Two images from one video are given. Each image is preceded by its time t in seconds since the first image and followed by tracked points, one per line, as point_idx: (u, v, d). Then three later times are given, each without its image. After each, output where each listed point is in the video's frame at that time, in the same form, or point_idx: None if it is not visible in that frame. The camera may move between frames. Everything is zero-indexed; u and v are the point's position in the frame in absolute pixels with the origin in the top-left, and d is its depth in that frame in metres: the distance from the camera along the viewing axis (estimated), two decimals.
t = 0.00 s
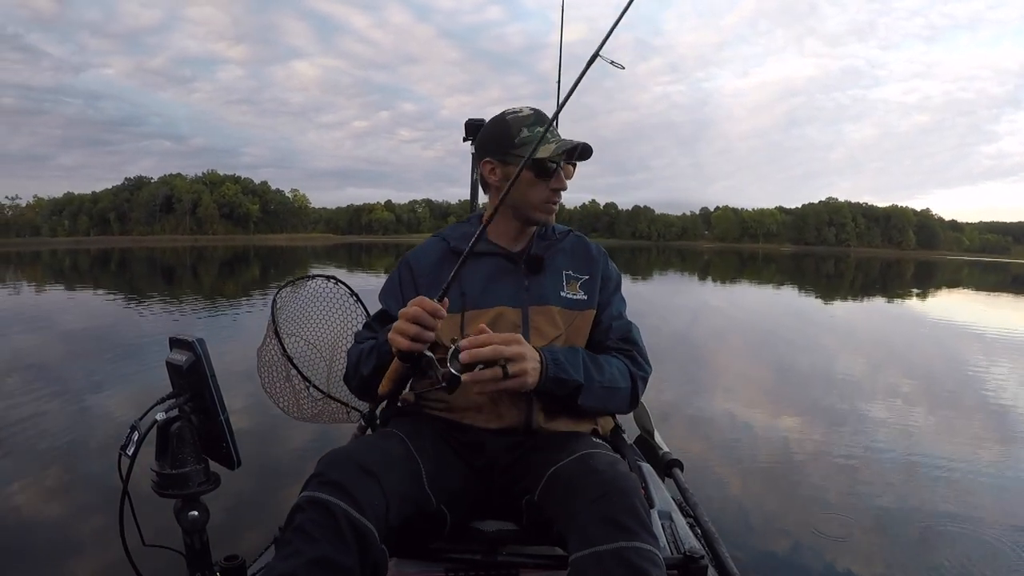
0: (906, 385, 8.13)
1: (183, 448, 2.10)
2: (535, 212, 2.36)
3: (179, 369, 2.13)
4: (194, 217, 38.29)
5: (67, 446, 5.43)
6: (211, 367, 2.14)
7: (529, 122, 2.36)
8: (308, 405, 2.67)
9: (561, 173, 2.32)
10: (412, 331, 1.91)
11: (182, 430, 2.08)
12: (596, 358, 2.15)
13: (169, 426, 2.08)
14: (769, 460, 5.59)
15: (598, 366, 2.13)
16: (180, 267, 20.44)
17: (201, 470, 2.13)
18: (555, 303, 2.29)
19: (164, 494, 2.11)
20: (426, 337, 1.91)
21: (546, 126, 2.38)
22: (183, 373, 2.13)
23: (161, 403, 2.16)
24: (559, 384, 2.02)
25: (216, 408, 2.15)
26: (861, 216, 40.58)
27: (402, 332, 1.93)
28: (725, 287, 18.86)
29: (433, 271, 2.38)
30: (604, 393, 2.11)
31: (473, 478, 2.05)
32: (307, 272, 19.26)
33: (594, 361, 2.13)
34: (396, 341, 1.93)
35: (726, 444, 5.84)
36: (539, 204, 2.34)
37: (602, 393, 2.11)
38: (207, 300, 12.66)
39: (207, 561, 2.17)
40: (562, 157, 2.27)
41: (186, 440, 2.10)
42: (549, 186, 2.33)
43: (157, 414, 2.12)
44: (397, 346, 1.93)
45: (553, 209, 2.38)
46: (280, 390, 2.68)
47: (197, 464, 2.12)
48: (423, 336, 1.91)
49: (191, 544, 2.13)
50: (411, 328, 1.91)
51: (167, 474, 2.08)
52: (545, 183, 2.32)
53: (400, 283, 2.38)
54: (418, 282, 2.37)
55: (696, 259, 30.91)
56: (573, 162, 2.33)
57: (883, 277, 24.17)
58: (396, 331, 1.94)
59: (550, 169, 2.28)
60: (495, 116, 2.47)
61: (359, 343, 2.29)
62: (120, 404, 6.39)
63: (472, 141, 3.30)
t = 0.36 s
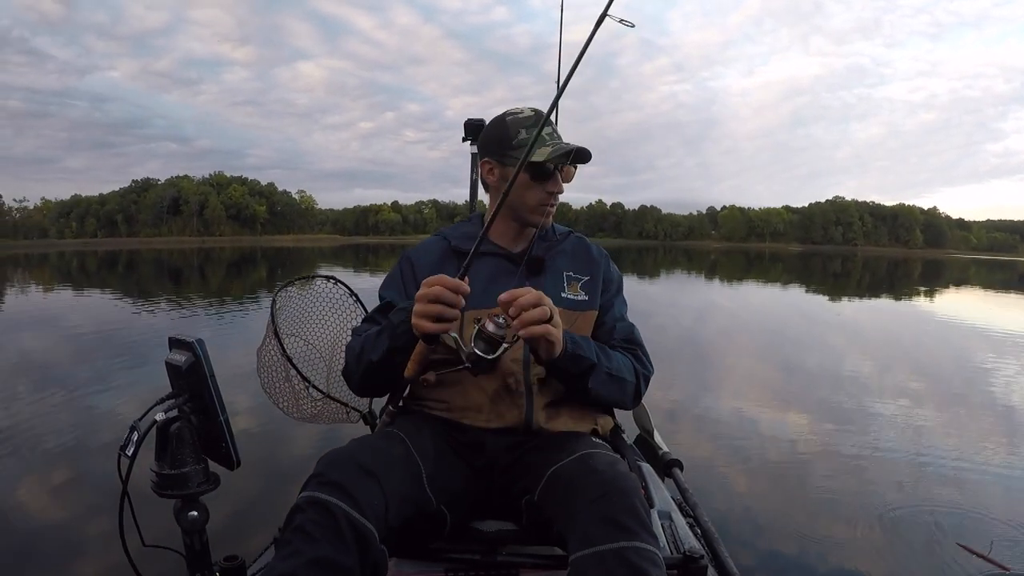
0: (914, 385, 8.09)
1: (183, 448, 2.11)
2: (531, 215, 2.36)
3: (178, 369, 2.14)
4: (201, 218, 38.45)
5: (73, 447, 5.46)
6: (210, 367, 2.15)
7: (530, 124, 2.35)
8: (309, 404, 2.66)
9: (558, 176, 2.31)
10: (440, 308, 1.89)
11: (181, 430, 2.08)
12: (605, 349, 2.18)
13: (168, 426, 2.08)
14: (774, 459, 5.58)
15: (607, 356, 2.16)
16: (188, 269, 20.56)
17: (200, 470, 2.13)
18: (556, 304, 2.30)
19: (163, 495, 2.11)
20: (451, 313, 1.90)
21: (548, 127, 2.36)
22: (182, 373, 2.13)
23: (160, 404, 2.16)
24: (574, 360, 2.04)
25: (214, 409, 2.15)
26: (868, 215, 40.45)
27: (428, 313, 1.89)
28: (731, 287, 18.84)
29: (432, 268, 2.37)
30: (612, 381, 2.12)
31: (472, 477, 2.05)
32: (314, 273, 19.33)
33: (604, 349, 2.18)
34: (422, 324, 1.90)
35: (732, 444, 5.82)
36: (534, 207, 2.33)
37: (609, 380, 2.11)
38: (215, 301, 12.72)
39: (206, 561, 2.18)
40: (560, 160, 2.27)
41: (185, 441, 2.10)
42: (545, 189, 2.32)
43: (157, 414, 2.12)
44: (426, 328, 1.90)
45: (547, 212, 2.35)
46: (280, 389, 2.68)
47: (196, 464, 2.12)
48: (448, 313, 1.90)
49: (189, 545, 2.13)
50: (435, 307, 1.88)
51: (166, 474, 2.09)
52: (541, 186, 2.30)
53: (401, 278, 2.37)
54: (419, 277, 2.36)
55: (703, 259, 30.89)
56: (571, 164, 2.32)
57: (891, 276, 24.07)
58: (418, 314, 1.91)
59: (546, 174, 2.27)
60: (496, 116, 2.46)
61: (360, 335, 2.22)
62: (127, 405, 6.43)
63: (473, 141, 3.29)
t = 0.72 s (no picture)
0: (923, 384, 8.05)
1: (182, 448, 2.11)
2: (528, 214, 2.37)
3: (177, 370, 2.14)
4: (207, 220, 38.60)
5: (81, 448, 5.49)
6: (210, 367, 2.16)
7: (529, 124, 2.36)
8: (308, 404, 2.64)
9: (555, 177, 2.31)
10: (452, 257, 1.84)
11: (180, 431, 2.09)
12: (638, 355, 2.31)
13: (168, 426, 2.09)
14: (780, 458, 5.57)
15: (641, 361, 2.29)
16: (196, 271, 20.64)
17: (200, 470, 2.14)
18: (556, 305, 2.30)
19: (163, 495, 2.11)
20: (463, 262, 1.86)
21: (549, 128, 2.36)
22: (182, 373, 2.14)
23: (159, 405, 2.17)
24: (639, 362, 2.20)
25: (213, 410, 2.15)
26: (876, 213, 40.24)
27: (439, 264, 1.85)
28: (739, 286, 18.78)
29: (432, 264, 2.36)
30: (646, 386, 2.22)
31: (472, 477, 2.05)
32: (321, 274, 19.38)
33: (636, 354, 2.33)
34: (433, 276, 1.85)
35: (739, 444, 5.80)
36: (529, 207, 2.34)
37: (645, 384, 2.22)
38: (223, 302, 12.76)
39: (206, 561, 2.18)
40: (557, 160, 2.25)
41: (185, 441, 2.11)
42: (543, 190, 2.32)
43: (156, 415, 2.13)
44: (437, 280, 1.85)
45: (542, 213, 2.36)
46: (280, 389, 2.66)
47: (195, 464, 2.13)
48: (460, 262, 1.85)
49: (189, 545, 2.13)
50: (446, 257, 1.84)
51: (166, 474, 2.09)
52: (537, 187, 2.31)
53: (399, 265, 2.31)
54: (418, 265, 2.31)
55: (710, 258, 30.81)
56: (571, 164, 2.30)
57: (900, 275, 23.94)
58: (429, 266, 1.86)
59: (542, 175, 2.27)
60: (495, 117, 2.48)
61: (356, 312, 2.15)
62: (134, 406, 6.46)
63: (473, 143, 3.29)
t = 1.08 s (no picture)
0: (932, 378, 8.02)
1: (180, 450, 2.12)
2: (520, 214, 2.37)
3: (175, 371, 2.15)
4: (214, 226, 38.77)
5: (91, 453, 5.53)
6: (207, 368, 2.16)
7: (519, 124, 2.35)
8: (306, 405, 2.65)
9: (547, 177, 2.31)
10: (449, 223, 1.81)
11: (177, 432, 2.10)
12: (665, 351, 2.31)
13: (165, 428, 2.10)
14: (788, 454, 5.55)
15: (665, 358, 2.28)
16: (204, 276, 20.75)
17: (198, 471, 2.15)
18: (555, 304, 2.30)
19: (161, 497, 2.12)
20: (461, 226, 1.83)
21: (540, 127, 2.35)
22: (180, 375, 2.15)
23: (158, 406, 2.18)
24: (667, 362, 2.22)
25: (211, 412, 2.16)
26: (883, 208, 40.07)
27: (436, 232, 1.83)
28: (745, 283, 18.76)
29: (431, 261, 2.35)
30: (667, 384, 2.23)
31: (471, 478, 2.05)
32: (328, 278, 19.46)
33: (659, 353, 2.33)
34: (433, 244, 1.84)
35: (746, 441, 5.80)
36: (522, 208, 2.34)
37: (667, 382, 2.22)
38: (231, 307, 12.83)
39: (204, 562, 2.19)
40: (549, 160, 2.28)
41: (182, 443, 2.12)
42: (534, 190, 2.33)
43: (154, 416, 2.14)
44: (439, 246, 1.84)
45: (535, 213, 2.36)
46: (277, 390, 2.66)
47: (193, 465, 2.14)
48: (457, 226, 1.82)
49: (187, 546, 2.14)
50: (442, 224, 1.81)
51: (164, 476, 2.10)
52: (529, 188, 2.32)
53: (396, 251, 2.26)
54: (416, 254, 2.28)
55: (716, 256, 30.77)
56: (564, 165, 2.32)
57: (907, 269, 23.86)
58: (427, 236, 1.83)
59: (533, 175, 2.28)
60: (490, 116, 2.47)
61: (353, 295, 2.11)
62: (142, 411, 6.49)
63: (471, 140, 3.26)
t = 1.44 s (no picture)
0: (941, 378, 7.98)
1: (180, 449, 2.12)
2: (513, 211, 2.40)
3: (175, 370, 2.15)
4: (222, 227, 38.95)
5: (100, 453, 5.56)
6: (207, 367, 2.16)
7: (511, 122, 2.34)
8: (307, 405, 2.65)
9: (533, 177, 2.30)
10: (455, 223, 1.81)
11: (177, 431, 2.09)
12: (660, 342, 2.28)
13: (165, 427, 2.10)
14: (795, 453, 5.54)
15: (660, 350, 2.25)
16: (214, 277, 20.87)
17: (198, 471, 2.15)
18: (556, 304, 2.30)
19: (160, 496, 2.13)
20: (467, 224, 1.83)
21: (532, 123, 2.32)
22: (180, 374, 2.15)
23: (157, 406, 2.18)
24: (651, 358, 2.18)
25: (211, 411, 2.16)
26: (892, 206, 39.89)
27: (444, 231, 1.83)
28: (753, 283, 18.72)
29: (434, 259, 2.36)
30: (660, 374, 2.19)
31: (471, 478, 2.05)
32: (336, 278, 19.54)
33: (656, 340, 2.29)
34: (439, 243, 1.84)
35: (753, 440, 5.78)
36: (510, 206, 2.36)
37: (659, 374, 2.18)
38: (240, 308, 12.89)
39: (202, 561, 2.20)
40: (535, 160, 2.27)
41: (182, 442, 2.12)
42: (523, 190, 2.33)
43: (154, 415, 2.14)
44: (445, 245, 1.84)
45: (525, 212, 2.36)
46: (278, 389, 2.67)
47: (192, 465, 2.14)
48: (463, 223, 1.82)
49: (186, 546, 2.15)
50: (448, 224, 1.81)
51: (163, 476, 2.10)
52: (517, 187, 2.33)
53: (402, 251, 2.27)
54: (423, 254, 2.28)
55: (724, 256, 30.72)
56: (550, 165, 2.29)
57: (917, 268, 23.76)
58: (434, 235, 1.83)
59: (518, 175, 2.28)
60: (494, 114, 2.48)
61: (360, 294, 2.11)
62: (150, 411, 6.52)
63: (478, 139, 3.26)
